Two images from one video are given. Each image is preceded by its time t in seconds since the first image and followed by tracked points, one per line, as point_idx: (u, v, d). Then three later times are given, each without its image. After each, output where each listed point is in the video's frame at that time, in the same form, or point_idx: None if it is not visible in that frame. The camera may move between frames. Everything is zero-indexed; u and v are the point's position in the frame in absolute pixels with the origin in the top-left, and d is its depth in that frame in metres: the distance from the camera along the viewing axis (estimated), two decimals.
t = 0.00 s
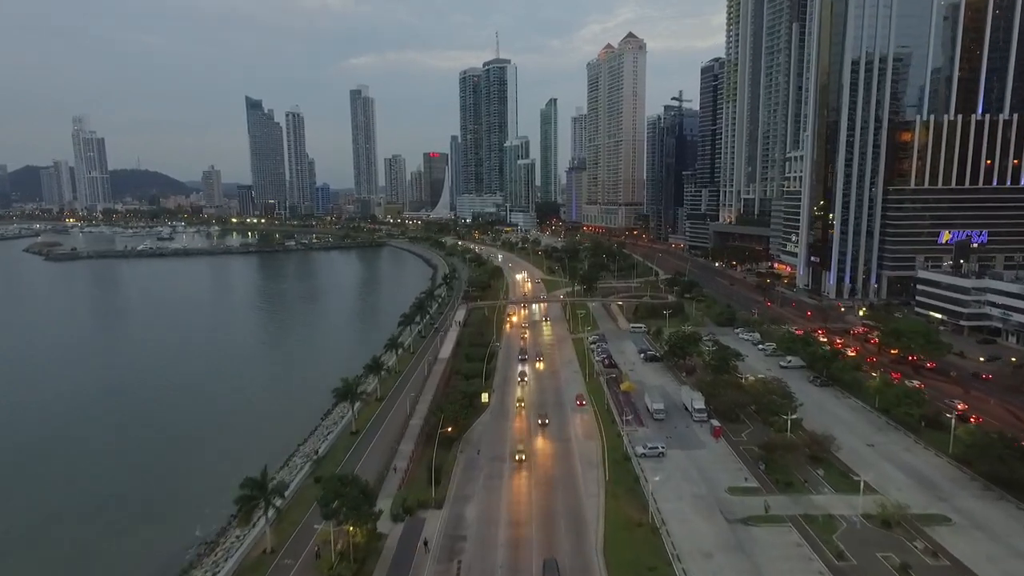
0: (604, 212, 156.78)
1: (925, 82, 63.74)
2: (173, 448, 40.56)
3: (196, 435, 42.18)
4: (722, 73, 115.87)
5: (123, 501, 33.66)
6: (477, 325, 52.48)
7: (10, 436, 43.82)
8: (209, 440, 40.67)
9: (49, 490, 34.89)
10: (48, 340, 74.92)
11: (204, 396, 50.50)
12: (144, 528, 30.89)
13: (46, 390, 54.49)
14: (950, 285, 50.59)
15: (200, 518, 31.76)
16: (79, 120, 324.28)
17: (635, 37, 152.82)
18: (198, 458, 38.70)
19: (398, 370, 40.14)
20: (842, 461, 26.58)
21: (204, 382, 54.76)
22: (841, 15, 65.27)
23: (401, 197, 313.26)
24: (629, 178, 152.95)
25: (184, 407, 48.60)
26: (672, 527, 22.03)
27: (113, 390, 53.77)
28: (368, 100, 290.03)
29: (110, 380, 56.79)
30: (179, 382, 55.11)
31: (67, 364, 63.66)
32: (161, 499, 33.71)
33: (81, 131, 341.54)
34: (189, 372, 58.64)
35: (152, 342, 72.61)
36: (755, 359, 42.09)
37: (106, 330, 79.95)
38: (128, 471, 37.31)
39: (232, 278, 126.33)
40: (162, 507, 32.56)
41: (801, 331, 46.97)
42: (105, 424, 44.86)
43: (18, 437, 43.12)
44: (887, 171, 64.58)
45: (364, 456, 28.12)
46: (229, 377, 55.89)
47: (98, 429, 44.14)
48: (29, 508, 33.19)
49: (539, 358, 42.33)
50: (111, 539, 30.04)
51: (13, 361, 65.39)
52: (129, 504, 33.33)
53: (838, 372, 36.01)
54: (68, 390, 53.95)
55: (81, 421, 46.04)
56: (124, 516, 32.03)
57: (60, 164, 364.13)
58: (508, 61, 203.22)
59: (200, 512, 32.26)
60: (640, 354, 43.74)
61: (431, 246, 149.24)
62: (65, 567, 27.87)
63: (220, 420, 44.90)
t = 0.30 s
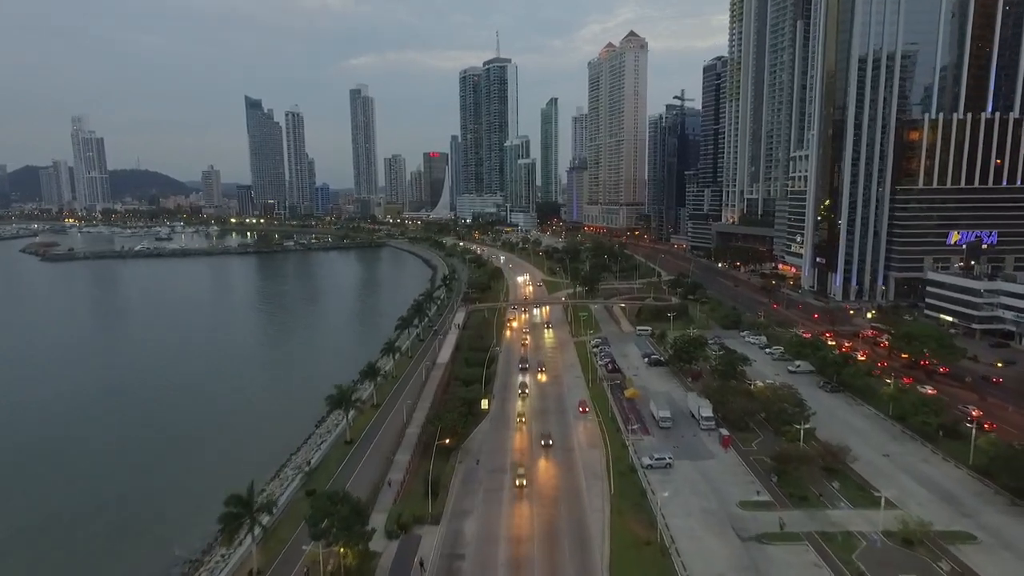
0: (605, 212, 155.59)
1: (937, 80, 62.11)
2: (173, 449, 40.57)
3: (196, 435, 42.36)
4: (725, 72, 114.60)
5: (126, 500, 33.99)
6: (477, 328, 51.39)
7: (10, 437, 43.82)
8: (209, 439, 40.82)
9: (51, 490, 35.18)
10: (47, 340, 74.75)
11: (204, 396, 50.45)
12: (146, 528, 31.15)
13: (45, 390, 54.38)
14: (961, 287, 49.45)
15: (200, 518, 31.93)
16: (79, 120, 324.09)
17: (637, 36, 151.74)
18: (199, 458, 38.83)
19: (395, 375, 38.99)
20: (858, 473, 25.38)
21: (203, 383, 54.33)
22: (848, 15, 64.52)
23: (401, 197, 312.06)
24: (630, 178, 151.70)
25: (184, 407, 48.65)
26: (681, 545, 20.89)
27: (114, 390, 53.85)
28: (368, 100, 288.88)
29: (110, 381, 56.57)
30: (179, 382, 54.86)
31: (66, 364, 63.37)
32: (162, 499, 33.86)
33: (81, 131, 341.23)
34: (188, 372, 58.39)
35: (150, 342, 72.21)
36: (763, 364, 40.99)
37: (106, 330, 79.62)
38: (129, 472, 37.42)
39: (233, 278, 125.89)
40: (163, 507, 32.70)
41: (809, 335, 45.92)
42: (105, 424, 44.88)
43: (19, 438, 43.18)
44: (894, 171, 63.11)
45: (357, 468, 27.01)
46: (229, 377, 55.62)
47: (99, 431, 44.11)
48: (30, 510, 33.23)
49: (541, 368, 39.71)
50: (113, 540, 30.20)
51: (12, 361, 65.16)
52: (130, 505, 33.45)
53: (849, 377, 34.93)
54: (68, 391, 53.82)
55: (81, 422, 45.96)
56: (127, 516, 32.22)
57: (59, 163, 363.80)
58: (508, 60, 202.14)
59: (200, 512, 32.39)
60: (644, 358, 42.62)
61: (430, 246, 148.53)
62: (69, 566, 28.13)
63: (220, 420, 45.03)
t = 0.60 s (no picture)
0: (607, 212, 154.49)
1: (944, 79, 61.51)
2: (173, 449, 40.19)
3: (196, 435, 42.01)
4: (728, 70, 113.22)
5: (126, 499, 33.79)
6: (477, 331, 50.27)
7: (9, 436, 43.36)
8: (210, 440, 40.50)
9: (52, 490, 34.91)
10: (46, 339, 74.11)
11: (203, 396, 49.99)
12: (148, 528, 31.00)
13: (44, 389, 53.85)
14: (974, 290, 48.21)
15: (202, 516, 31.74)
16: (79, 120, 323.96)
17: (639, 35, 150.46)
18: (200, 458, 38.48)
19: (394, 381, 37.85)
20: (877, 487, 24.17)
21: (202, 383, 53.62)
22: (856, 11, 63.08)
23: (402, 197, 311.05)
24: (632, 178, 150.54)
25: (184, 407, 48.21)
26: (694, 565, 19.71)
27: (115, 389, 53.47)
28: (368, 99, 287.99)
29: (109, 381, 55.88)
30: (179, 382, 54.30)
31: (64, 364, 62.70)
32: (163, 499, 33.59)
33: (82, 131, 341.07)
34: (188, 372, 57.76)
35: (149, 341, 71.47)
36: (772, 368, 39.87)
37: (105, 329, 78.91)
38: (130, 472, 37.11)
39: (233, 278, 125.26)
40: (163, 506, 32.45)
41: (818, 338, 44.76)
42: (105, 424, 44.50)
43: (18, 437, 42.74)
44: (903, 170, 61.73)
45: (353, 479, 25.84)
46: (229, 377, 55.04)
47: (99, 431, 43.70)
48: (30, 511, 32.84)
49: (543, 380, 37.18)
50: (115, 541, 29.95)
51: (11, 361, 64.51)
52: (130, 506, 33.19)
53: (862, 384, 33.74)
54: (67, 391, 53.29)
55: (81, 422, 45.49)
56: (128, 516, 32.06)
57: (60, 163, 363.68)
58: (509, 59, 201.02)
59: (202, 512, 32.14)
60: (649, 362, 41.45)
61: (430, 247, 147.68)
62: (69, 567, 27.88)
63: (220, 420, 44.67)
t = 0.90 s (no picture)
0: (609, 212, 153.29)
1: (955, 76, 60.12)
2: (173, 449, 39.61)
3: (196, 435, 41.42)
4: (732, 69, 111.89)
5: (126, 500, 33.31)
6: (478, 334, 49.09)
7: (8, 437, 42.76)
8: (210, 440, 39.95)
9: (52, 491, 34.44)
10: (45, 339, 73.36)
11: (203, 396, 49.34)
12: (148, 528, 30.54)
13: (43, 388, 53.28)
14: (988, 292, 46.98)
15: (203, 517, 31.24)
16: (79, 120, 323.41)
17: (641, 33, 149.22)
18: (200, 458, 37.93)
19: (392, 386, 36.68)
20: (898, 502, 22.95)
21: (202, 383, 52.86)
22: (865, 7, 61.84)
23: (403, 197, 310.00)
24: (634, 178, 149.38)
25: (184, 406, 47.61)
26: None
27: (114, 388, 52.85)
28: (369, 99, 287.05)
29: (107, 381, 55.13)
30: (179, 381, 53.60)
31: (63, 363, 61.99)
32: (162, 500, 33.11)
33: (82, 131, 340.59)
34: (187, 372, 57.03)
35: (148, 341, 70.65)
36: (781, 374, 38.65)
37: (104, 329, 78.13)
38: (130, 471, 36.64)
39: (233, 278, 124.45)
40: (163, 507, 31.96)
41: (828, 342, 43.60)
42: (105, 424, 43.88)
43: (16, 437, 42.13)
44: (914, 170, 60.35)
45: (348, 492, 24.69)
46: (229, 376, 54.35)
47: (98, 431, 43.11)
48: (28, 512, 32.31)
49: (548, 394, 34.60)
50: (116, 541, 29.55)
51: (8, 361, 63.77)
52: (130, 507, 32.68)
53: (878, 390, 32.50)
54: (66, 390, 52.65)
55: (80, 422, 44.84)
56: (130, 516, 31.65)
57: (60, 163, 363.26)
58: (511, 58, 199.94)
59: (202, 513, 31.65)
60: (655, 367, 40.25)
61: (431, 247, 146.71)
62: (69, 568, 27.48)
63: (220, 420, 44.06)
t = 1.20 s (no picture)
0: (611, 213, 152.13)
1: (967, 73, 58.80)
2: (174, 449, 38.85)
3: (195, 435, 40.71)
4: (736, 67, 110.59)
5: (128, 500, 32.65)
6: (479, 337, 47.87)
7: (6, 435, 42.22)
8: (211, 440, 39.31)
9: (50, 491, 33.76)
10: (43, 338, 72.47)
11: (203, 396, 48.50)
12: (149, 529, 29.94)
13: (42, 387, 52.51)
14: (1003, 294, 45.68)
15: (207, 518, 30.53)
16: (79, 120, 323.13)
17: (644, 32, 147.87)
18: (201, 458, 37.17)
19: (390, 392, 35.53)
20: (922, 520, 21.70)
21: (201, 383, 52.00)
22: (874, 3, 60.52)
23: (404, 197, 308.95)
24: (637, 178, 148.12)
25: (184, 406, 46.85)
26: None
27: (114, 387, 52.12)
28: (369, 99, 286.05)
29: (106, 380, 54.25)
30: (179, 381, 52.76)
31: (62, 363, 61.13)
32: (163, 501, 32.42)
33: (82, 131, 339.76)
34: (187, 371, 56.17)
35: (147, 341, 69.71)
36: (792, 379, 37.42)
37: (104, 329, 77.22)
38: (129, 471, 36.03)
39: (232, 278, 123.50)
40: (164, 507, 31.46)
41: (839, 346, 42.42)
42: (106, 423, 43.32)
43: (14, 437, 41.39)
44: (924, 170, 59.01)
45: (343, 506, 23.58)
46: (229, 376, 53.49)
47: (98, 431, 42.39)
48: (27, 513, 31.58)
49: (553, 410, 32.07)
50: (116, 541, 29.00)
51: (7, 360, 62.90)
52: (131, 507, 32.06)
53: (893, 397, 31.30)
54: (66, 389, 51.89)
55: (80, 422, 44.05)
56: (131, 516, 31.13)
57: (60, 164, 362.48)
58: (512, 57, 198.84)
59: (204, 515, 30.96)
60: (661, 372, 39.05)
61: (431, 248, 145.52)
62: (69, 570, 26.90)
63: (221, 420, 43.36)
